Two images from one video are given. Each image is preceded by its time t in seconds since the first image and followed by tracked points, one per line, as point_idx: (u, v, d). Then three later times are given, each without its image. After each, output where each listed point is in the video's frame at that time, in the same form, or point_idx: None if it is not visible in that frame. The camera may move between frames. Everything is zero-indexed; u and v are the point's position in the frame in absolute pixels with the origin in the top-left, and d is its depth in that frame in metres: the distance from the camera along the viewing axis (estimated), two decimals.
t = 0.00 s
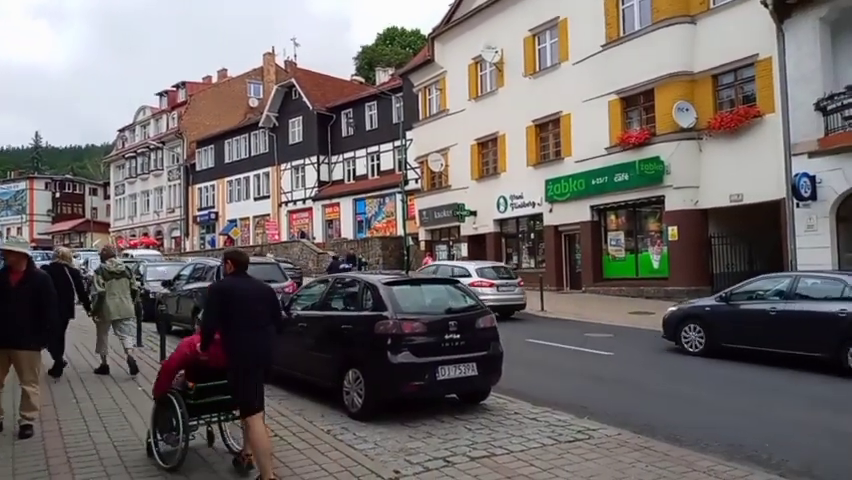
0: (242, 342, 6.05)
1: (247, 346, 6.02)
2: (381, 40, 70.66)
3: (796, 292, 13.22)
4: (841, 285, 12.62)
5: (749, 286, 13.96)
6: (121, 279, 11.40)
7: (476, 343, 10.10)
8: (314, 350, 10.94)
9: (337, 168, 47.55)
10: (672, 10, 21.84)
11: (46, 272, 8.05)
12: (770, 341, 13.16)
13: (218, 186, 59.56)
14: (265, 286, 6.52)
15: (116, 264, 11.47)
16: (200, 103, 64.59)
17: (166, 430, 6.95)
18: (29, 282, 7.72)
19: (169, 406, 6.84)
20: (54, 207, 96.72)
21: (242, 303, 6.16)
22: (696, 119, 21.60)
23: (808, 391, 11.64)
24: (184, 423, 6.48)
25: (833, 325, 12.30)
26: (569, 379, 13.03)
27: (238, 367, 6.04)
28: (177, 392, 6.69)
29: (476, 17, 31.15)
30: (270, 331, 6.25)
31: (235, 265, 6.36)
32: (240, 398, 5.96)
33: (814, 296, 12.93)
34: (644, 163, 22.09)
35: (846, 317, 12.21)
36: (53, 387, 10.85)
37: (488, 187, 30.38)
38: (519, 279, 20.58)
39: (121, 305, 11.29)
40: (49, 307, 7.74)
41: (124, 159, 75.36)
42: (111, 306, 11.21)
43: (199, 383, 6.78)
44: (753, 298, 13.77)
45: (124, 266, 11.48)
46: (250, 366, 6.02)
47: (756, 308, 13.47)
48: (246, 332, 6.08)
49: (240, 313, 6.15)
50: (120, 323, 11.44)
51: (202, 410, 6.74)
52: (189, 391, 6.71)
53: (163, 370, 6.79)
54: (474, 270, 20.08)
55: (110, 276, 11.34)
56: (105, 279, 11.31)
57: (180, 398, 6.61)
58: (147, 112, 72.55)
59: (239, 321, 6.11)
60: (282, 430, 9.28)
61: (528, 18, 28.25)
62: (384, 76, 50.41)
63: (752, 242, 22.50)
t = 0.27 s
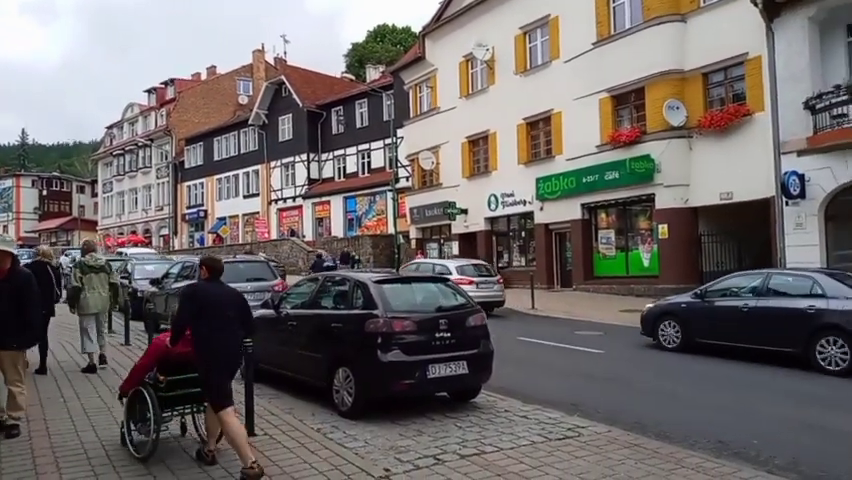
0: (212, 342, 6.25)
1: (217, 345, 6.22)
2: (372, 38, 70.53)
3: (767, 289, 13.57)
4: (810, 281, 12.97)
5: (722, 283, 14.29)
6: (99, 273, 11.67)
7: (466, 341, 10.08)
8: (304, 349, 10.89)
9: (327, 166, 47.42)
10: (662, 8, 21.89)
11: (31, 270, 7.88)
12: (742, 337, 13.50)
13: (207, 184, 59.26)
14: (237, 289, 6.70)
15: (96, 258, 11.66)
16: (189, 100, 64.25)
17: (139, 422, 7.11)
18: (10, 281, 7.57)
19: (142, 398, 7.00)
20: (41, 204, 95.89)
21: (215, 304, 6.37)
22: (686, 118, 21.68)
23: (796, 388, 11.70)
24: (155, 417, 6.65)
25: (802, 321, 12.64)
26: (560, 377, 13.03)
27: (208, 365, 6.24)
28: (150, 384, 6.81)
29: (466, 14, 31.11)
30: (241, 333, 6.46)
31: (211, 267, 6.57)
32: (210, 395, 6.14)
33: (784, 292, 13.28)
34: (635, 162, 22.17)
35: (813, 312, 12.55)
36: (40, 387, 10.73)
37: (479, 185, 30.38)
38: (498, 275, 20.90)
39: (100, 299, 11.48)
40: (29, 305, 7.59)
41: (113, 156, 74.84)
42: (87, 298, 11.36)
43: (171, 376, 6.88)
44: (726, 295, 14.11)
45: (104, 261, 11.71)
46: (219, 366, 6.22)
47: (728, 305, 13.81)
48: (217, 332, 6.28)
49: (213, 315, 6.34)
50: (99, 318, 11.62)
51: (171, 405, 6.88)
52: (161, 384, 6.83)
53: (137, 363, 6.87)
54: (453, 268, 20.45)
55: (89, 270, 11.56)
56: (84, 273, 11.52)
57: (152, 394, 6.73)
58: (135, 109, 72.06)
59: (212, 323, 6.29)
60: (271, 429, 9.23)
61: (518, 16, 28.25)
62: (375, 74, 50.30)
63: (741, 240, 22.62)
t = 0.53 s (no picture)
0: (182, 334, 6.79)
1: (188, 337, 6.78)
2: (359, 36, 70.40)
3: (737, 287, 13.90)
4: (777, 279, 13.31)
5: (693, 281, 14.60)
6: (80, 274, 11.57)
7: (455, 341, 10.09)
8: (291, 349, 10.85)
9: (315, 165, 47.29)
10: (649, 9, 22.02)
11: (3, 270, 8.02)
12: (713, 334, 13.82)
13: (194, 183, 58.92)
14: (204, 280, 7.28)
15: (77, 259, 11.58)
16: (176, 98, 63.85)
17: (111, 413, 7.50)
18: None
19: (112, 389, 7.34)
20: (25, 204, 94.92)
21: (184, 297, 6.93)
22: (673, 118, 21.82)
23: (780, 385, 11.81)
24: (125, 412, 7.02)
25: (770, 319, 12.97)
26: (547, 375, 13.08)
27: (179, 355, 6.80)
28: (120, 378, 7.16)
29: (455, 13, 31.12)
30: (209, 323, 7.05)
31: (179, 262, 7.12)
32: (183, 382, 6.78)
33: (753, 290, 13.61)
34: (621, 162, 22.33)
35: (780, 310, 12.89)
36: (23, 387, 10.61)
37: (467, 185, 30.43)
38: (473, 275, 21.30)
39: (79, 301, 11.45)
40: None
41: (98, 155, 74.26)
42: (67, 299, 11.32)
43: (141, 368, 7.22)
44: (697, 293, 14.42)
45: (86, 262, 11.65)
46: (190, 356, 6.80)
47: (699, 303, 14.11)
48: (187, 323, 6.83)
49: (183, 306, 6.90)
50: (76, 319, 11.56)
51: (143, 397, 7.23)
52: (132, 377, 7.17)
53: (107, 359, 7.19)
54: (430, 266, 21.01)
55: (70, 271, 11.48)
56: (65, 274, 11.43)
57: (122, 387, 7.09)
58: (120, 108, 71.51)
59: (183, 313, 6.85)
60: (258, 430, 9.20)
61: (506, 15, 28.29)
62: (363, 73, 50.18)
63: (725, 240, 22.64)
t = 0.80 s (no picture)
0: (156, 335, 6.92)
1: (159, 337, 6.89)
2: (352, 34, 70.31)
3: (713, 285, 14.14)
4: (751, 278, 13.56)
5: (671, 280, 14.83)
6: (68, 269, 11.52)
7: (446, 339, 10.10)
8: (283, 347, 10.84)
9: (307, 163, 47.19)
10: (641, 8, 22.07)
11: None
12: (689, 332, 14.05)
13: (185, 180, 58.70)
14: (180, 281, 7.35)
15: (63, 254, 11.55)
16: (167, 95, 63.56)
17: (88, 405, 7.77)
18: None
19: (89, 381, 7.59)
20: (15, 201, 94.25)
21: (156, 298, 7.01)
22: (664, 118, 21.91)
23: (769, 384, 11.89)
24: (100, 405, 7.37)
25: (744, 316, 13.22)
26: (538, 374, 13.12)
27: (150, 355, 6.94)
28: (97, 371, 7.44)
29: (447, 12, 31.12)
30: (183, 322, 7.13)
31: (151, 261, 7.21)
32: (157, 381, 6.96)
33: (728, 288, 13.85)
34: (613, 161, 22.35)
35: (754, 308, 13.13)
36: (12, 385, 10.55)
37: (459, 183, 30.46)
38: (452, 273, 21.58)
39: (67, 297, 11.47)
40: None
41: (88, 151, 73.84)
42: (55, 295, 11.32)
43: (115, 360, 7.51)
44: (674, 291, 14.65)
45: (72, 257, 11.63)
46: (161, 356, 6.92)
47: (676, 301, 14.35)
48: (159, 323, 6.94)
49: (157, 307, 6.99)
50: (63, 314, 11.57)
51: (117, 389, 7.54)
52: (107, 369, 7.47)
53: (84, 351, 7.34)
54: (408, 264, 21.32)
55: (59, 266, 11.44)
56: (55, 269, 11.37)
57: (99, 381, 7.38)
58: (111, 104, 71.14)
59: (157, 315, 6.96)
60: (249, 428, 9.19)
61: (499, 14, 28.32)
62: (356, 71, 50.13)
63: (718, 240, 22.91)
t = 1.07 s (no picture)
0: (115, 329, 7.24)
1: (123, 331, 7.21)
2: (341, 38, 70.27)
3: (680, 290, 14.59)
4: (716, 282, 14.04)
5: (640, 285, 15.23)
6: (43, 275, 11.46)
7: (434, 344, 10.08)
8: (270, 351, 10.78)
9: (295, 167, 47.08)
10: (628, 15, 22.23)
11: None
12: (658, 334, 14.43)
13: (172, 184, 58.37)
14: (137, 276, 7.69)
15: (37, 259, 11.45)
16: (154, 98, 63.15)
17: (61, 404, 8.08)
18: None
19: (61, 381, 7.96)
20: None
21: (117, 294, 7.34)
22: (651, 124, 22.07)
23: (754, 389, 11.97)
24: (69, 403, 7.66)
25: (709, 320, 13.67)
26: (526, 379, 13.15)
27: (113, 350, 7.24)
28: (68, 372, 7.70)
29: (436, 17, 31.21)
30: (141, 316, 7.46)
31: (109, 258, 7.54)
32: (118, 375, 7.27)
33: (694, 293, 14.31)
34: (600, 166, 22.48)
35: (719, 312, 13.60)
36: None
37: (448, 188, 30.50)
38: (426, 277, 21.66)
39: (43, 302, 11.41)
40: None
41: (74, 154, 73.27)
42: (31, 301, 11.23)
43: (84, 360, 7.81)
44: (643, 296, 15.06)
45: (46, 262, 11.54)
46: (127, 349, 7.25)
47: (645, 305, 14.78)
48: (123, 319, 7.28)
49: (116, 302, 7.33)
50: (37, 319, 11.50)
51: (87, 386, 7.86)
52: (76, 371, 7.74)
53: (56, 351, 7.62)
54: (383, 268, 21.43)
55: (34, 272, 11.35)
56: (29, 275, 11.28)
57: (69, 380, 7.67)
58: (98, 107, 70.67)
59: (116, 310, 7.30)
60: (236, 433, 9.12)
61: (488, 20, 28.43)
62: (345, 75, 50.06)
63: (703, 246, 22.94)
